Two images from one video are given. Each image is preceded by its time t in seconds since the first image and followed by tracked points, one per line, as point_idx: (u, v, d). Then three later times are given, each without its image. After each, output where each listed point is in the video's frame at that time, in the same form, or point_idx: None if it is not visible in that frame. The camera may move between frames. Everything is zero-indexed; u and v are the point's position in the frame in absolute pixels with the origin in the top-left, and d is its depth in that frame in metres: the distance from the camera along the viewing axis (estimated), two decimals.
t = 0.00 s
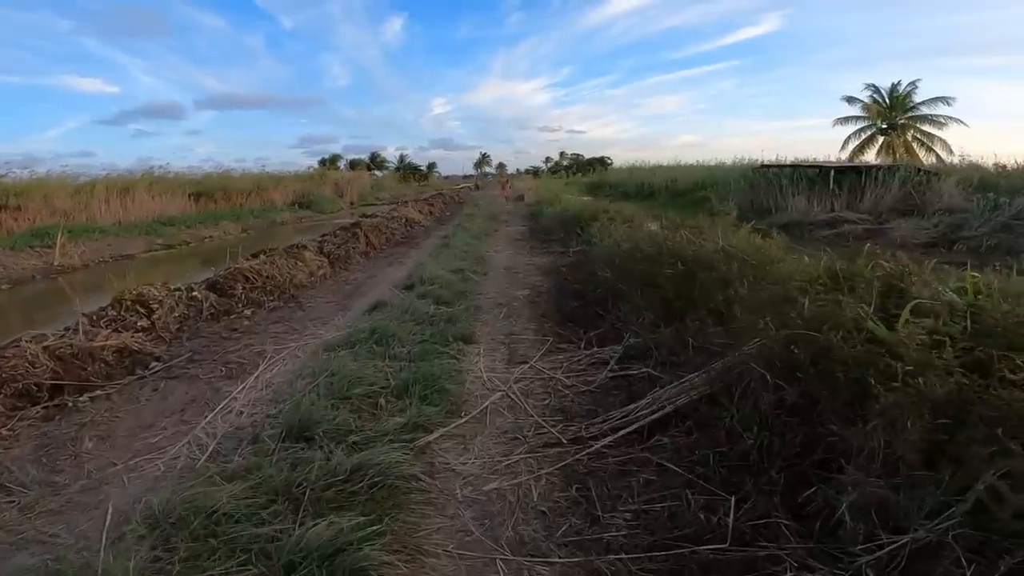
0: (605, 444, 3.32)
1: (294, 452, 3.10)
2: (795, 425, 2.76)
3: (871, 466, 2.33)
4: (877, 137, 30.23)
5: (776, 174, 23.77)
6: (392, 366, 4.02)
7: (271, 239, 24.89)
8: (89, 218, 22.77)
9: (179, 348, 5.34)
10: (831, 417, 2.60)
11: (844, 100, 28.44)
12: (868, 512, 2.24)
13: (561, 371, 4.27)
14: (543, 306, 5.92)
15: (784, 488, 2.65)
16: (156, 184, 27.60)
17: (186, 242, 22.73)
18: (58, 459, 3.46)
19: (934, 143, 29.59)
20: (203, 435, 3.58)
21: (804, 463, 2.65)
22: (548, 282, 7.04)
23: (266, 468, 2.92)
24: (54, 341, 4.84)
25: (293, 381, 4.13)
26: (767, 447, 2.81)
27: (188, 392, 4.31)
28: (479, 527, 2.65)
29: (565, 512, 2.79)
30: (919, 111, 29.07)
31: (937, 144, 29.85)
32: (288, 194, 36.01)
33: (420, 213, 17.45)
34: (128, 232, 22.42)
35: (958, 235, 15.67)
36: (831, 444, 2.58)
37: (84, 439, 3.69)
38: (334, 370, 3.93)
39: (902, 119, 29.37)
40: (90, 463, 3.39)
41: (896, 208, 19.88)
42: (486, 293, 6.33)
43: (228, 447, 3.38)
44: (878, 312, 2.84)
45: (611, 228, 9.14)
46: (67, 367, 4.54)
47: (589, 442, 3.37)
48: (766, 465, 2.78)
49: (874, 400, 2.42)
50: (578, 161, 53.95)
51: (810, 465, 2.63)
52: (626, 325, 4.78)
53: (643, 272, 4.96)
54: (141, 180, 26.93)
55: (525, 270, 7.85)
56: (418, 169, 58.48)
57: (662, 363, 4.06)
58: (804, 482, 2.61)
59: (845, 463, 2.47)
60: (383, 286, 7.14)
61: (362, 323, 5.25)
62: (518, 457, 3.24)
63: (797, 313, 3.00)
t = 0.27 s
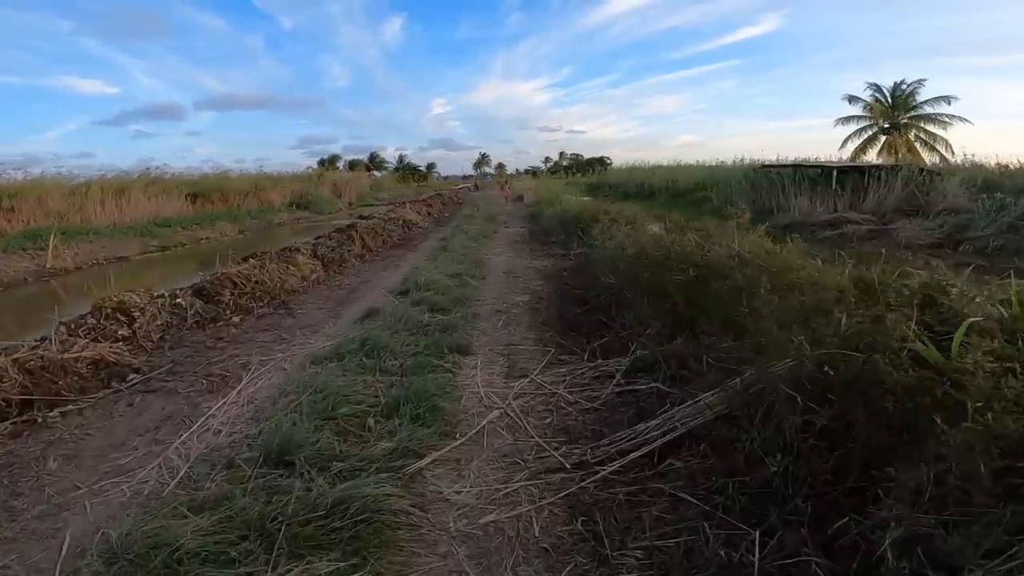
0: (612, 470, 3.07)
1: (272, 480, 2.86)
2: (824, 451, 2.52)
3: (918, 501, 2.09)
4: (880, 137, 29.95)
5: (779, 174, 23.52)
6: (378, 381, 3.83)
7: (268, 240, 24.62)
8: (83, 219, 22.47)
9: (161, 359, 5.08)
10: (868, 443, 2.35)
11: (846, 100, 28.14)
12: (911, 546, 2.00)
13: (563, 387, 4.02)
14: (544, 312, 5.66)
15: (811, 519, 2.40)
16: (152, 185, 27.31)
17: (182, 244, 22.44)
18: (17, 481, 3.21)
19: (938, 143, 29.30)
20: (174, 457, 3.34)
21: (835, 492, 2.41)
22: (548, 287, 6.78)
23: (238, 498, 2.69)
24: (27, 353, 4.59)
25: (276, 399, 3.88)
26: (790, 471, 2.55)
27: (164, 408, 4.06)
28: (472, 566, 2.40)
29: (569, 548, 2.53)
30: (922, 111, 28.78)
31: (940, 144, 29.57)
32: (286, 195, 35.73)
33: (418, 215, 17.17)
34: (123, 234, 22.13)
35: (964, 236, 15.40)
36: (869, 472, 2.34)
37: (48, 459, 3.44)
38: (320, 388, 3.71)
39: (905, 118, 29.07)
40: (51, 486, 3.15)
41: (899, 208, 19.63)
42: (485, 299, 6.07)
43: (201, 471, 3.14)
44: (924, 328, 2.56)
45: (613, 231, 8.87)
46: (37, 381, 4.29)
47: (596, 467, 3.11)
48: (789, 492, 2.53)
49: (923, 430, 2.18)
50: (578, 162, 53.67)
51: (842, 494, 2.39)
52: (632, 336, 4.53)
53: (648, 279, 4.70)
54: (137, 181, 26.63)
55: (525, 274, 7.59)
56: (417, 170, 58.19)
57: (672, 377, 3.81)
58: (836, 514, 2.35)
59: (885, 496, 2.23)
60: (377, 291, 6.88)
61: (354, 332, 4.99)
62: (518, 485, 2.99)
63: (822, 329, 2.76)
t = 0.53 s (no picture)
0: (625, 499, 2.80)
1: (244, 512, 2.63)
2: (861, 478, 2.30)
3: (980, 538, 1.86)
4: (881, 136, 29.66)
5: (780, 173, 23.26)
6: (362, 395, 3.60)
7: (264, 241, 24.29)
8: (76, 220, 22.09)
9: (139, 368, 4.80)
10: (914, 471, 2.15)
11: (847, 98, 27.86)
12: None
13: (566, 401, 3.75)
14: (545, 318, 5.40)
15: (848, 551, 2.18)
16: (146, 186, 26.95)
17: (176, 245, 22.08)
18: None
19: (939, 142, 29.03)
20: (140, 479, 3.10)
21: (875, 522, 2.22)
22: (549, 290, 6.51)
23: (203, 531, 2.48)
24: None
25: (255, 416, 3.62)
26: (822, 499, 2.31)
27: (136, 423, 3.81)
28: None
29: None
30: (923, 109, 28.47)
31: (942, 143, 29.29)
32: (282, 195, 35.38)
33: (415, 215, 16.84)
34: (116, 235, 21.76)
35: (969, 237, 15.14)
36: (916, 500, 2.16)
37: (5, 478, 3.19)
38: (301, 405, 3.46)
39: (907, 117, 28.76)
40: (4, 509, 2.92)
41: (903, 208, 19.38)
42: (483, 304, 5.80)
43: (165, 496, 2.91)
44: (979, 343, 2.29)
45: (615, 232, 8.60)
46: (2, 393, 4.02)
47: (608, 496, 2.83)
48: (822, 521, 2.29)
49: (978, 454, 1.97)
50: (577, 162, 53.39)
51: (882, 524, 2.20)
52: (639, 345, 4.28)
53: (655, 282, 4.44)
54: (131, 182, 26.25)
55: (524, 277, 7.32)
56: (416, 170, 57.86)
57: (683, 391, 3.57)
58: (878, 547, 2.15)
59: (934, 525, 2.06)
60: (371, 295, 6.58)
61: (344, 340, 4.72)
62: (520, 514, 2.70)
63: (853, 340, 2.51)
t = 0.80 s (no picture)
0: (644, 529, 2.52)
1: (219, 547, 2.36)
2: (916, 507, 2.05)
3: None
4: (885, 136, 29.41)
5: (783, 173, 23.04)
6: (353, 411, 3.35)
7: (261, 242, 24.01)
8: (70, 221, 21.76)
9: (119, 378, 4.55)
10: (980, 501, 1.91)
11: (851, 98, 27.56)
12: None
13: (576, 418, 3.49)
14: (549, 325, 5.12)
15: None
16: (143, 186, 26.63)
17: (173, 246, 21.77)
18: None
19: (943, 142, 28.77)
20: (105, 503, 2.87)
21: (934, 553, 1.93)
22: (553, 294, 6.23)
23: (170, 569, 2.23)
24: None
25: (236, 435, 3.36)
26: (872, 528, 2.04)
27: (109, 439, 3.55)
28: None
29: None
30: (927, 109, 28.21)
31: (945, 143, 29.02)
32: (281, 196, 35.12)
33: (415, 216, 16.54)
34: (111, 236, 21.44)
35: (977, 237, 14.89)
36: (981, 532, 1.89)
37: None
38: (287, 423, 3.20)
39: (911, 117, 28.49)
40: None
41: (908, 208, 19.12)
42: (484, 309, 5.52)
43: (132, 522, 2.71)
44: None
45: (620, 234, 8.31)
46: None
47: (624, 526, 2.56)
48: (870, 552, 2.00)
49: None
50: (577, 162, 53.11)
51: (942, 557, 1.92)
52: (652, 355, 4.02)
53: (669, 289, 4.18)
54: (127, 183, 25.94)
55: (526, 280, 7.03)
56: (415, 170, 57.57)
57: (703, 408, 3.31)
58: None
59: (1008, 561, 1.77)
60: (367, 300, 6.29)
61: (337, 349, 4.44)
62: (527, 549, 2.42)
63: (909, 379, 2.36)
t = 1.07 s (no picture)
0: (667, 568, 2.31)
1: None
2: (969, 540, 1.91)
3: None
4: (888, 136, 29.17)
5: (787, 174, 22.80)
6: (346, 435, 3.14)
7: (259, 245, 23.77)
8: (67, 224, 21.48)
9: (104, 393, 4.33)
10: None
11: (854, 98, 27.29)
12: None
13: (586, 441, 3.29)
14: (554, 335, 4.91)
15: None
16: (140, 188, 26.35)
17: (170, 249, 21.51)
18: None
19: (947, 143, 28.53)
20: (79, 534, 2.64)
21: None
22: (556, 302, 6.01)
23: None
24: None
25: (222, 460, 3.13)
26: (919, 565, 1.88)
27: (88, 461, 3.33)
28: None
29: None
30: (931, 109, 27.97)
31: (949, 143, 28.78)
32: (280, 197, 34.87)
33: (414, 219, 16.28)
34: (108, 238, 21.17)
35: (985, 239, 14.66)
36: None
37: None
38: (278, 450, 2.99)
39: (914, 117, 28.26)
40: None
41: (914, 209, 18.88)
42: (486, 318, 5.30)
43: (105, 558, 2.46)
44: None
45: (625, 239, 8.09)
46: None
47: (644, 565, 2.34)
48: None
49: None
50: (578, 163, 52.86)
51: None
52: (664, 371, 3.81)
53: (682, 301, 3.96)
54: (125, 184, 25.68)
55: (528, 286, 6.81)
56: (415, 171, 57.31)
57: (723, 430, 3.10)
58: None
59: None
60: (365, 308, 6.06)
61: (333, 364, 4.22)
62: None
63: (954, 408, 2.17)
